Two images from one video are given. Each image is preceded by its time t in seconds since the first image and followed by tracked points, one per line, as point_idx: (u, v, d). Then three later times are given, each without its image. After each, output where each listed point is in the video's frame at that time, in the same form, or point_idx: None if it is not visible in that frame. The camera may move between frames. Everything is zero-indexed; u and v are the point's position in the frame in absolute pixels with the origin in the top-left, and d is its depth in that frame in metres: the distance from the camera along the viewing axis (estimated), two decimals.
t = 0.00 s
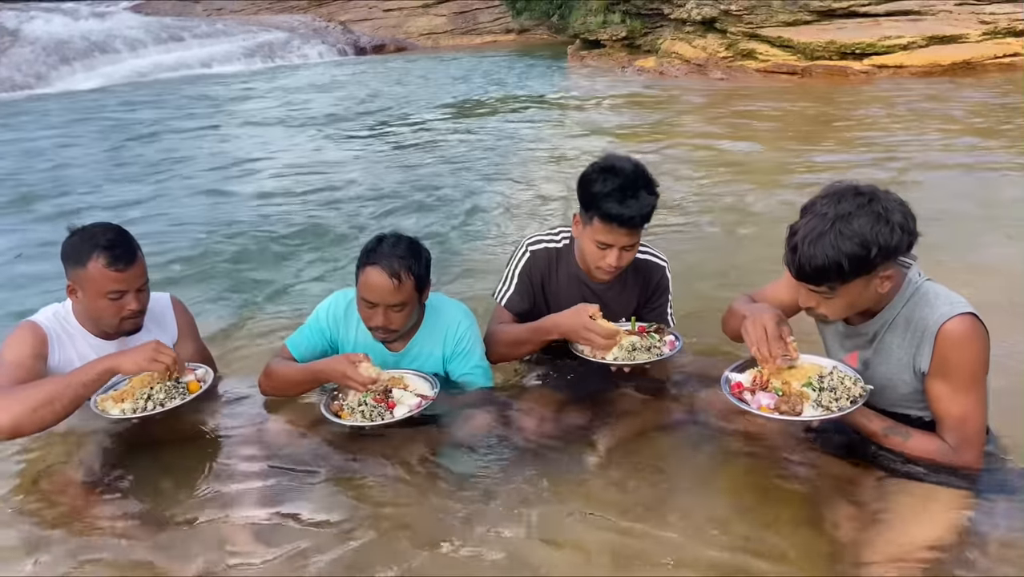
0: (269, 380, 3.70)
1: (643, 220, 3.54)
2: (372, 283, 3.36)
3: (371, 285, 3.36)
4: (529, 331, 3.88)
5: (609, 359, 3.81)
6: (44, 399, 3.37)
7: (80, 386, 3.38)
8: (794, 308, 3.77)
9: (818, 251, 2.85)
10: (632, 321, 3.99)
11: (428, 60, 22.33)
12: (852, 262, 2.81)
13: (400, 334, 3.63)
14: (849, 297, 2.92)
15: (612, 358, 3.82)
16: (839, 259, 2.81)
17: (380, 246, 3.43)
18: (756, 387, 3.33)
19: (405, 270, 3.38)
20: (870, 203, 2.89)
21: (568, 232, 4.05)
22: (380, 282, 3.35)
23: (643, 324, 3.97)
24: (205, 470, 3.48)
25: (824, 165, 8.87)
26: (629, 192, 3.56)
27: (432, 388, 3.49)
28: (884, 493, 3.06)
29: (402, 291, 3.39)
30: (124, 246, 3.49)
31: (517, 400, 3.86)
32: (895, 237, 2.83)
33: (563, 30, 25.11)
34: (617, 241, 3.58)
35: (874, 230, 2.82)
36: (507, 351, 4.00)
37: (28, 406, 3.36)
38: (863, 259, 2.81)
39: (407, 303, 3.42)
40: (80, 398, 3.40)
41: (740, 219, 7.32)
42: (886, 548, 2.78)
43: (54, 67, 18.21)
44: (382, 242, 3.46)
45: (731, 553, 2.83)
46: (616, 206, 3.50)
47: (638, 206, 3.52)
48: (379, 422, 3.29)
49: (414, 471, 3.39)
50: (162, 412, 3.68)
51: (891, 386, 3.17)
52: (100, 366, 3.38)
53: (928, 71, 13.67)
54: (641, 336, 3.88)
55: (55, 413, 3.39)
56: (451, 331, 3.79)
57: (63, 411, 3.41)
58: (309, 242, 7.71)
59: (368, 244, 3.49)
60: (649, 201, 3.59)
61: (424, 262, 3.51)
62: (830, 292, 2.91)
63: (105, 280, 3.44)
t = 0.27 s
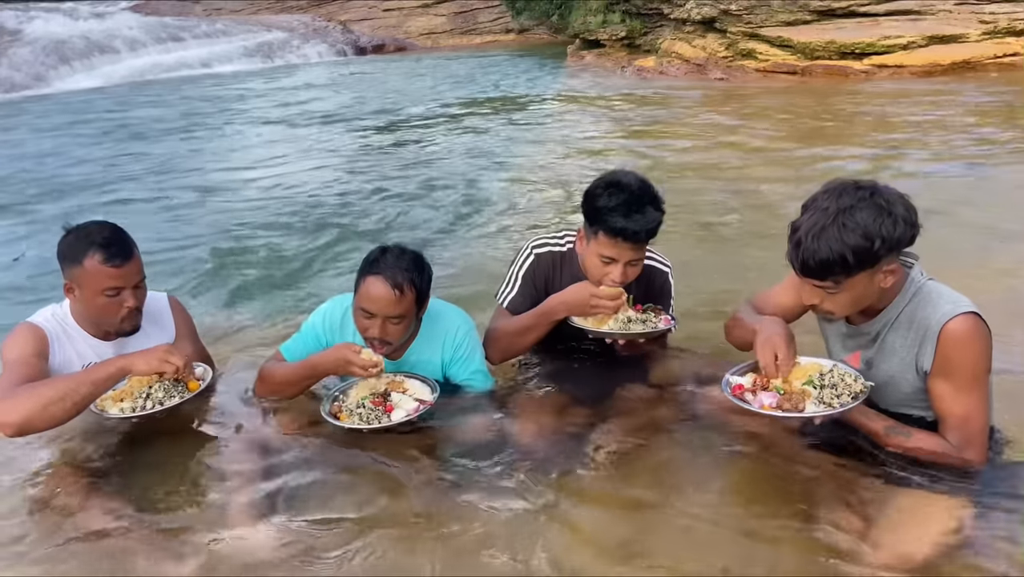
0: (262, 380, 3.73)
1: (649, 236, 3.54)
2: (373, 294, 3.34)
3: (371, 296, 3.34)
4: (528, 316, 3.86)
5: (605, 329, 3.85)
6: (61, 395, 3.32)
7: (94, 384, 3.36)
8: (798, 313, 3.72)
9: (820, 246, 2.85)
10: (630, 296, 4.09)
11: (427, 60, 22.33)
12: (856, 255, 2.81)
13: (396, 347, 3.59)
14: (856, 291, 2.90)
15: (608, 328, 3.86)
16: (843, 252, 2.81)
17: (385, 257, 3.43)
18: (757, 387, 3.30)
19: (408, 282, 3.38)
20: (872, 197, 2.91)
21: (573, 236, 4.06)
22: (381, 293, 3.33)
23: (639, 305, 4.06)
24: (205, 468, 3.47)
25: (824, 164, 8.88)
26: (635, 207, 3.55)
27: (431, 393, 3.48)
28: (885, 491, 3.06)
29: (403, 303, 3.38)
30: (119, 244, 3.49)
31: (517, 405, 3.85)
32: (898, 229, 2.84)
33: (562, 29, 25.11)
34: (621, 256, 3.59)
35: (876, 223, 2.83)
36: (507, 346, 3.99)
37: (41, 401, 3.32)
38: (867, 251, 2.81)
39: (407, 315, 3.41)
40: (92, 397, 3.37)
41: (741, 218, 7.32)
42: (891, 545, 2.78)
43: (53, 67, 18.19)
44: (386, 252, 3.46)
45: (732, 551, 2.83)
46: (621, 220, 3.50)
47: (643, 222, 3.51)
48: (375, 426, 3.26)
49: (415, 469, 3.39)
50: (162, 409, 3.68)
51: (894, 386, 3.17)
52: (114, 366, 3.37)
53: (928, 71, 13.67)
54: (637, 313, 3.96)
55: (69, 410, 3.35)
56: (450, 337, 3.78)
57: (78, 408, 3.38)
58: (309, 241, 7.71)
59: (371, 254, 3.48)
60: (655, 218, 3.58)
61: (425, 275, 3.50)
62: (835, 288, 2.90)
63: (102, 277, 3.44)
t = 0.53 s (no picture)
0: (257, 387, 3.71)
1: (650, 240, 3.54)
2: (370, 301, 3.35)
3: (368, 303, 3.35)
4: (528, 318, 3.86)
5: (605, 334, 3.83)
6: (46, 404, 3.32)
7: (81, 390, 3.33)
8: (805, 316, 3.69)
9: (825, 242, 2.84)
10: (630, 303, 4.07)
11: (427, 60, 22.33)
12: (862, 250, 2.81)
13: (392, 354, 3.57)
14: (860, 288, 2.91)
15: (607, 333, 3.84)
16: (849, 247, 2.81)
17: (380, 264, 3.43)
18: (758, 388, 3.31)
19: (404, 289, 3.38)
20: (875, 191, 2.92)
21: (570, 237, 4.05)
22: (378, 300, 3.33)
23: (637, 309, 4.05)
24: (205, 468, 3.47)
25: (824, 164, 8.88)
26: (635, 212, 3.54)
27: (430, 395, 3.47)
28: (884, 493, 3.05)
29: (399, 310, 3.37)
30: (127, 240, 3.50)
31: (516, 406, 3.84)
32: (902, 223, 2.85)
33: (562, 29, 25.10)
34: (622, 262, 3.59)
35: (880, 217, 2.84)
36: (506, 348, 3.98)
37: (31, 409, 3.32)
38: (872, 246, 2.81)
39: (402, 323, 3.41)
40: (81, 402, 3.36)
41: (740, 218, 7.31)
42: (890, 541, 2.76)
43: (53, 66, 18.19)
44: (381, 259, 3.45)
45: (729, 551, 2.82)
46: (622, 226, 3.49)
47: (644, 227, 3.50)
48: (372, 424, 3.27)
49: (413, 470, 3.38)
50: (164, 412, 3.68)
51: (895, 385, 3.16)
52: (99, 371, 3.34)
53: (928, 71, 13.67)
54: (636, 317, 3.95)
55: (55, 418, 3.36)
56: (446, 340, 3.78)
57: (64, 414, 3.37)
58: (308, 241, 7.70)
59: (366, 261, 3.48)
60: (655, 221, 3.58)
61: (422, 282, 3.50)
62: (839, 284, 2.90)
63: (108, 272, 3.44)
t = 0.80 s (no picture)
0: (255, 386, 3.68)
1: (650, 242, 3.55)
2: (366, 297, 3.35)
3: (364, 299, 3.35)
4: (527, 318, 3.84)
5: (607, 347, 3.86)
6: (34, 416, 3.32)
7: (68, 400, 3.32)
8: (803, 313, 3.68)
9: (830, 244, 2.83)
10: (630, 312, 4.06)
11: (427, 59, 22.31)
12: (866, 250, 2.80)
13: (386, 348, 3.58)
14: (863, 289, 2.91)
15: (609, 346, 3.87)
16: (853, 248, 2.80)
17: (376, 260, 3.42)
18: (757, 390, 3.30)
19: (399, 285, 3.37)
20: (874, 191, 2.93)
21: (564, 235, 4.06)
22: (374, 296, 3.34)
23: (638, 317, 4.04)
24: (205, 467, 3.47)
25: (823, 164, 8.88)
26: (634, 215, 3.54)
27: (426, 392, 3.47)
28: (883, 493, 3.05)
29: (394, 306, 3.38)
30: (135, 241, 3.48)
31: (515, 407, 3.85)
32: (904, 222, 2.86)
33: (562, 29, 25.09)
34: (622, 263, 3.59)
35: (882, 217, 2.84)
36: (504, 346, 3.96)
37: (17, 425, 3.33)
38: (876, 246, 2.81)
39: (398, 319, 3.42)
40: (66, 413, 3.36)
41: (739, 218, 7.31)
42: (890, 542, 2.77)
43: (53, 66, 18.18)
44: (376, 256, 3.44)
45: (729, 551, 2.82)
46: (622, 229, 3.50)
47: (643, 229, 3.51)
48: (371, 421, 3.27)
49: (413, 471, 3.38)
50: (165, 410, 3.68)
51: (894, 387, 3.17)
52: (79, 382, 3.29)
53: (928, 71, 13.67)
54: (637, 328, 3.95)
55: (45, 428, 3.37)
56: (442, 336, 3.78)
57: (54, 424, 3.38)
58: (307, 240, 7.69)
59: (364, 256, 3.47)
60: (653, 224, 3.59)
61: (418, 281, 3.50)
62: (843, 285, 2.89)
63: (113, 273, 3.43)
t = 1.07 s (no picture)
0: (252, 385, 3.69)
1: (651, 237, 3.54)
2: (360, 295, 3.34)
3: (359, 298, 3.34)
4: (533, 321, 3.83)
5: (609, 359, 3.74)
6: (35, 416, 3.31)
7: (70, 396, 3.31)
8: (800, 315, 3.67)
9: (829, 246, 2.83)
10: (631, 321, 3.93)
11: (427, 60, 22.31)
12: (865, 254, 2.80)
13: (383, 346, 3.58)
14: (864, 291, 2.89)
15: (611, 358, 3.75)
16: (852, 251, 2.80)
17: (366, 258, 3.43)
18: (756, 394, 3.30)
19: (393, 281, 3.38)
20: (873, 194, 2.93)
21: (564, 235, 4.05)
22: (368, 294, 3.33)
23: (639, 325, 3.91)
24: (204, 469, 3.46)
25: (823, 165, 8.87)
26: (634, 210, 3.53)
27: (422, 390, 3.47)
28: (881, 495, 3.05)
29: (391, 301, 3.38)
30: (140, 248, 3.46)
31: (513, 410, 3.85)
32: (903, 224, 2.86)
33: (562, 30, 25.11)
34: (621, 258, 3.57)
35: (881, 219, 2.83)
36: (504, 346, 3.95)
37: (19, 425, 3.31)
38: (875, 248, 2.81)
39: (395, 315, 3.41)
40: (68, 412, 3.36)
41: (739, 219, 7.30)
42: (889, 545, 2.76)
43: (53, 66, 18.20)
44: (366, 254, 3.45)
45: (728, 552, 2.82)
46: (623, 225, 3.48)
47: (645, 224, 3.50)
48: (365, 420, 3.24)
49: (412, 471, 3.38)
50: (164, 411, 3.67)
51: (893, 388, 3.16)
52: (81, 381, 3.30)
53: (927, 72, 13.68)
54: (639, 337, 3.83)
55: (46, 428, 3.37)
56: (437, 332, 3.77)
57: (55, 423, 3.38)
58: (307, 241, 7.69)
59: (353, 256, 3.48)
60: (655, 219, 3.58)
61: (408, 277, 3.49)
62: (843, 288, 2.88)
63: (115, 279, 3.43)
